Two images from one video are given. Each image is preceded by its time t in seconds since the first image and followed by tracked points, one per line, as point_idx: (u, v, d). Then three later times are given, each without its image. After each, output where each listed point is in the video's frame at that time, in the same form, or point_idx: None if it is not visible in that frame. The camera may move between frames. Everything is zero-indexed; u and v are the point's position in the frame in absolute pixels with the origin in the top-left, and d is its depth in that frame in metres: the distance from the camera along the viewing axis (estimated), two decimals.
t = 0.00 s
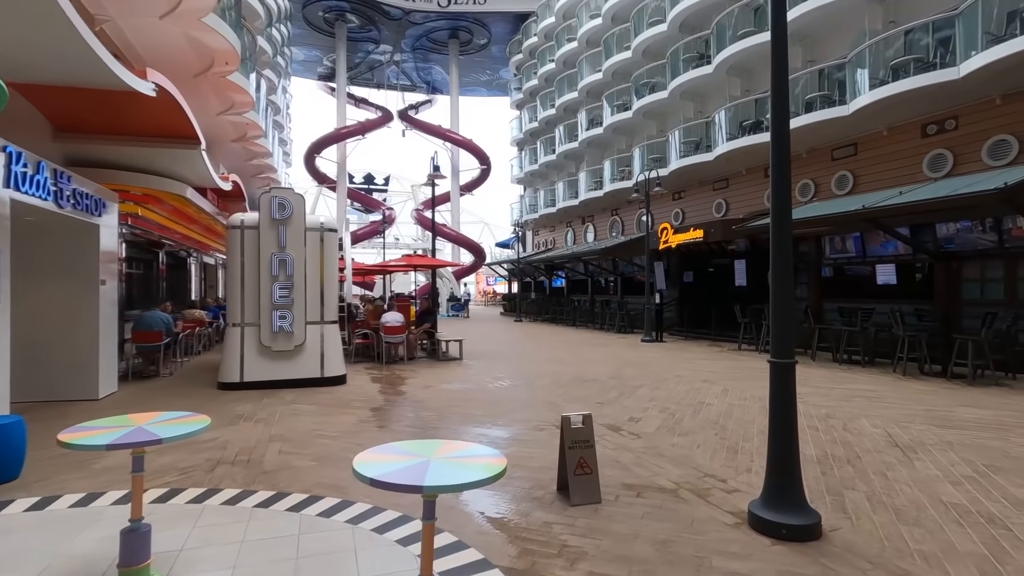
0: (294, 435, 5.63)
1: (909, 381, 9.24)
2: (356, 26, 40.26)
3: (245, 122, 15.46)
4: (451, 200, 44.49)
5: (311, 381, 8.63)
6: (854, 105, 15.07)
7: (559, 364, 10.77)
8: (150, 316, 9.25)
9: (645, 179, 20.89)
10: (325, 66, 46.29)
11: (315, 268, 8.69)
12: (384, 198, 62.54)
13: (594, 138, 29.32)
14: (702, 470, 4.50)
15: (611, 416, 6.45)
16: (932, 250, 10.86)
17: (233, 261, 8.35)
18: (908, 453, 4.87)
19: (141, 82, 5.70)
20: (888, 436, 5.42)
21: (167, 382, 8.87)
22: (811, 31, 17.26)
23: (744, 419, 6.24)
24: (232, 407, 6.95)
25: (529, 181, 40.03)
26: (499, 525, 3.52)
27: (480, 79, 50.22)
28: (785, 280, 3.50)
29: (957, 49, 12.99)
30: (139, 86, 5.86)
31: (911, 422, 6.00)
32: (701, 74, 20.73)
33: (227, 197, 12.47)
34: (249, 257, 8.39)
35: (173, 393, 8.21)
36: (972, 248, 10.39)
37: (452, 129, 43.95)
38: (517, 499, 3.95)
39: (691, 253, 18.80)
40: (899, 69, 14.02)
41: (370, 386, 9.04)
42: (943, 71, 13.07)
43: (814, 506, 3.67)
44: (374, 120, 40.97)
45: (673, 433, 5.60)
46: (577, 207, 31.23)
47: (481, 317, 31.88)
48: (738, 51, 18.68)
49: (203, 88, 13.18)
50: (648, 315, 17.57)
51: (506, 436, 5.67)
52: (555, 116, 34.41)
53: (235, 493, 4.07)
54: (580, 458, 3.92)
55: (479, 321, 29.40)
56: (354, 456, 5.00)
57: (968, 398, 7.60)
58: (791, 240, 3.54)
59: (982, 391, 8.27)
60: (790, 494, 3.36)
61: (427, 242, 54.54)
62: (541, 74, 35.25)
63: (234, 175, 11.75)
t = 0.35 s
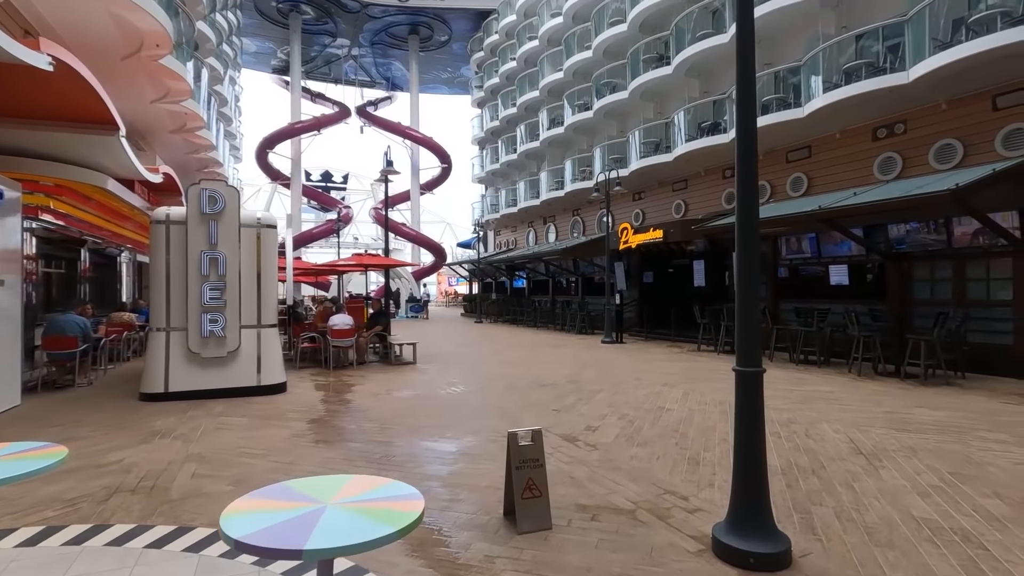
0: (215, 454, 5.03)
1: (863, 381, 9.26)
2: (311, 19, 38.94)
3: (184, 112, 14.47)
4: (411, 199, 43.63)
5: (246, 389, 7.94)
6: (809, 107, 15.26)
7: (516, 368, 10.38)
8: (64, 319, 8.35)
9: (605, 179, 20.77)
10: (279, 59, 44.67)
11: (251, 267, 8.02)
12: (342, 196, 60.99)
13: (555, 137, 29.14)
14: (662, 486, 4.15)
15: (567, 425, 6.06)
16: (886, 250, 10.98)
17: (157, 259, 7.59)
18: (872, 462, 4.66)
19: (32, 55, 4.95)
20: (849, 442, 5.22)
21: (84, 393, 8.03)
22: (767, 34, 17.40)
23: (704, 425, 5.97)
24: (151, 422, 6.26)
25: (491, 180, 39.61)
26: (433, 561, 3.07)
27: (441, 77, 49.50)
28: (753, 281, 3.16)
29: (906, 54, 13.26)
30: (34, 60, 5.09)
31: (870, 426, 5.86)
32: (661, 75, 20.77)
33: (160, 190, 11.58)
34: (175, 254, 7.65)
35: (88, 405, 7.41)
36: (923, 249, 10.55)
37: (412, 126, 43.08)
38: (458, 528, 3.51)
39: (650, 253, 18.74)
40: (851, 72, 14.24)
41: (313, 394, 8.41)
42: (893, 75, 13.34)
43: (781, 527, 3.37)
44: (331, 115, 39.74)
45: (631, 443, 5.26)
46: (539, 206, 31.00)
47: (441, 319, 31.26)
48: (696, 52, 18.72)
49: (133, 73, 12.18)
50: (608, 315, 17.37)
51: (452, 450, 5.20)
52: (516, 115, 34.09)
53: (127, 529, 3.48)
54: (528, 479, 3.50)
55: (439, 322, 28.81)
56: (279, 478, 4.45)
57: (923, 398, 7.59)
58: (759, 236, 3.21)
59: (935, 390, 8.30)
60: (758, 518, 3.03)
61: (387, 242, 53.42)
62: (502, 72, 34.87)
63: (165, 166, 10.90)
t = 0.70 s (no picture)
0: (134, 477, 4.42)
1: (836, 383, 9.11)
2: (275, 11, 37.71)
3: (129, 100, 13.52)
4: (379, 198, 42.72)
5: (185, 399, 7.26)
6: (778, 108, 15.26)
7: (483, 372, 9.92)
8: None
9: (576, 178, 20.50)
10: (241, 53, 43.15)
11: (191, 265, 7.36)
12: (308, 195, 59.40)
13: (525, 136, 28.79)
14: (636, 506, 3.74)
15: (534, 434, 5.63)
16: (855, 250, 10.95)
17: (83, 256, 6.87)
18: (859, 472, 4.36)
19: None
20: (831, 450, 4.93)
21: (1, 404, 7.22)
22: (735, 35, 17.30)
23: (679, 433, 5.61)
24: (68, 438, 5.57)
25: (460, 180, 39.05)
26: None
27: (410, 74, 48.68)
28: (741, 278, 2.78)
29: (873, 55, 13.32)
30: None
31: (849, 432, 5.61)
32: (631, 74, 20.62)
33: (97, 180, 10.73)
34: (104, 251, 6.95)
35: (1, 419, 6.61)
36: (892, 249, 10.54)
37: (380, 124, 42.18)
38: (404, 565, 3.03)
39: (621, 253, 18.53)
40: (819, 73, 14.26)
41: (261, 402, 7.77)
42: (860, 76, 13.37)
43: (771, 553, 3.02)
44: (295, 111, 38.54)
45: (603, 455, 4.86)
46: (509, 206, 30.60)
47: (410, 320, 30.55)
48: (666, 51, 18.59)
49: (69, 56, 11.26)
50: (579, 317, 17.05)
51: (407, 466, 4.71)
52: (486, 113, 33.63)
53: None
54: (486, 507, 3.04)
55: (406, 323, 28.11)
56: (204, 505, 3.88)
57: (897, 400, 7.43)
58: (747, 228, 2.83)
59: (907, 391, 8.18)
60: (747, 548, 2.69)
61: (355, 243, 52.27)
62: (471, 69, 34.37)
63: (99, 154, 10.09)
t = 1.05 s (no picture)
0: (40, 499, 3.82)
1: (815, 379, 8.91)
2: None
3: (71, 79, 12.55)
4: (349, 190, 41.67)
5: (122, 404, 6.60)
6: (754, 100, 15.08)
7: (453, 371, 9.43)
8: None
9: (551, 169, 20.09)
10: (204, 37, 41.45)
11: (128, 256, 6.69)
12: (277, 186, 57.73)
13: (499, 127, 28.25)
14: (617, 525, 3.34)
15: (505, 440, 5.19)
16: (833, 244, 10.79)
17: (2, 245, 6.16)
18: (853, 480, 4.05)
19: None
20: (820, 455, 4.62)
21: None
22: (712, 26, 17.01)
23: (660, 437, 5.25)
24: None
25: (434, 172, 38.32)
26: None
27: (382, 63, 47.52)
28: (743, 273, 2.38)
29: (849, 47, 13.18)
30: None
31: (837, 433, 5.32)
32: (607, 64, 20.25)
33: (30, 165, 9.82)
34: (26, 239, 6.25)
35: None
36: (869, 243, 10.41)
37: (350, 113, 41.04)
38: None
39: (596, 247, 18.24)
40: (795, 65, 14.09)
41: (209, 406, 7.14)
42: (837, 68, 13.22)
43: None
44: (261, 99, 37.19)
45: (579, 464, 4.45)
46: (483, 199, 30.05)
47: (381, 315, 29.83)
48: (642, 42, 18.25)
49: None
50: (554, 311, 16.69)
51: (362, 481, 4.21)
52: (460, 104, 32.97)
53: None
54: (443, 536, 2.59)
55: (377, 319, 27.39)
56: (117, 534, 3.32)
57: (879, 397, 7.23)
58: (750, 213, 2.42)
59: (887, 388, 8.01)
60: None
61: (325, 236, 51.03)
62: (444, 59, 33.61)
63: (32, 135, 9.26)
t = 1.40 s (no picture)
0: None
1: (795, 375, 8.65)
2: None
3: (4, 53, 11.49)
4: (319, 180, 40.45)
5: (46, 411, 5.91)
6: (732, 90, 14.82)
7: (421, 368, 8.91)
8: None
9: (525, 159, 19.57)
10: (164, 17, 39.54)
11: (51, 246, 5.96)
12: (244, 175, 55.85)
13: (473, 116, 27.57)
14: (597, 558, 2.89)
15: (473, 450, 4.71)
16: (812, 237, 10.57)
17: None
18: (853, 493, 3.69)
19: None
20: (815, 464, 4.26)
21: None
22: (689, 14, 16.64)
23: (641, 443, 4.83)
24: None
25: (407, 162, 37.42)
26: None
27: (353, 49, 46.15)
28: (755, 278, 2.05)
29: (828, 36, 12.95)
30: None
31: (827, 437, 4.99)
32: (583, 52, 19.77)
33: None
34: None
35: None
36: (849, 235, 10.21)
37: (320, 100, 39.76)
38: None
39: (571, 239, 17.86)
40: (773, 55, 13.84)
41: (148, 411, 6.48)
42: (816, 57, 12.94)
43: None
44: (225, 83, 35.65)
45: (554, 479, 4.01)
46: (457, 189, 29.38)
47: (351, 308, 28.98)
48: (619, 29, 17.80)
49: None
50: (528, 305, 16.24)
51: (307, 504, 3.68)
52: (433, 92, 32.14)
53: None
54: None
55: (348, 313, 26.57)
56: None
57: (863, 394, 6.97)
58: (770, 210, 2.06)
59: (870, 384, 7.79)
60: None
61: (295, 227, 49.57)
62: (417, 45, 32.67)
63: None
